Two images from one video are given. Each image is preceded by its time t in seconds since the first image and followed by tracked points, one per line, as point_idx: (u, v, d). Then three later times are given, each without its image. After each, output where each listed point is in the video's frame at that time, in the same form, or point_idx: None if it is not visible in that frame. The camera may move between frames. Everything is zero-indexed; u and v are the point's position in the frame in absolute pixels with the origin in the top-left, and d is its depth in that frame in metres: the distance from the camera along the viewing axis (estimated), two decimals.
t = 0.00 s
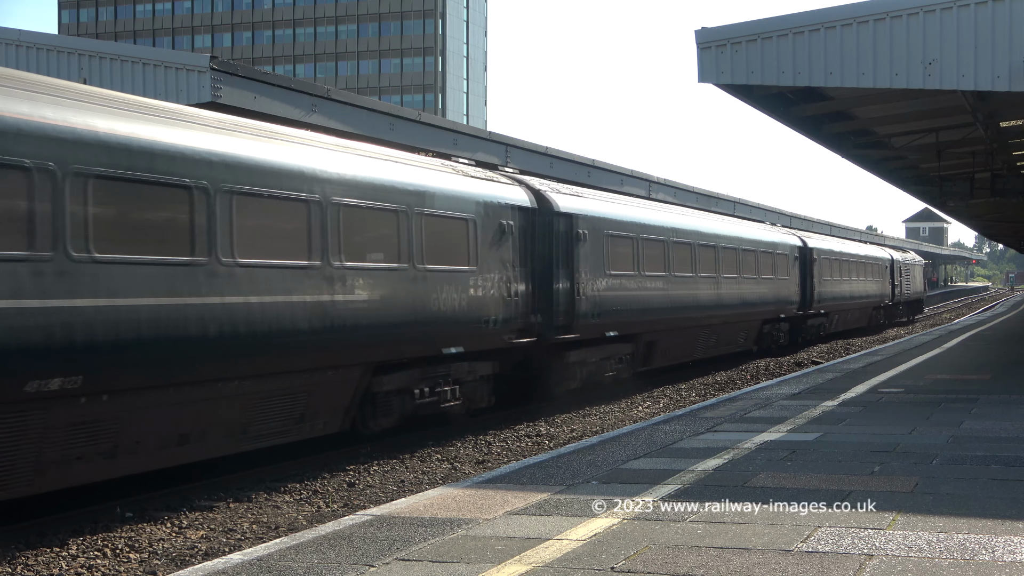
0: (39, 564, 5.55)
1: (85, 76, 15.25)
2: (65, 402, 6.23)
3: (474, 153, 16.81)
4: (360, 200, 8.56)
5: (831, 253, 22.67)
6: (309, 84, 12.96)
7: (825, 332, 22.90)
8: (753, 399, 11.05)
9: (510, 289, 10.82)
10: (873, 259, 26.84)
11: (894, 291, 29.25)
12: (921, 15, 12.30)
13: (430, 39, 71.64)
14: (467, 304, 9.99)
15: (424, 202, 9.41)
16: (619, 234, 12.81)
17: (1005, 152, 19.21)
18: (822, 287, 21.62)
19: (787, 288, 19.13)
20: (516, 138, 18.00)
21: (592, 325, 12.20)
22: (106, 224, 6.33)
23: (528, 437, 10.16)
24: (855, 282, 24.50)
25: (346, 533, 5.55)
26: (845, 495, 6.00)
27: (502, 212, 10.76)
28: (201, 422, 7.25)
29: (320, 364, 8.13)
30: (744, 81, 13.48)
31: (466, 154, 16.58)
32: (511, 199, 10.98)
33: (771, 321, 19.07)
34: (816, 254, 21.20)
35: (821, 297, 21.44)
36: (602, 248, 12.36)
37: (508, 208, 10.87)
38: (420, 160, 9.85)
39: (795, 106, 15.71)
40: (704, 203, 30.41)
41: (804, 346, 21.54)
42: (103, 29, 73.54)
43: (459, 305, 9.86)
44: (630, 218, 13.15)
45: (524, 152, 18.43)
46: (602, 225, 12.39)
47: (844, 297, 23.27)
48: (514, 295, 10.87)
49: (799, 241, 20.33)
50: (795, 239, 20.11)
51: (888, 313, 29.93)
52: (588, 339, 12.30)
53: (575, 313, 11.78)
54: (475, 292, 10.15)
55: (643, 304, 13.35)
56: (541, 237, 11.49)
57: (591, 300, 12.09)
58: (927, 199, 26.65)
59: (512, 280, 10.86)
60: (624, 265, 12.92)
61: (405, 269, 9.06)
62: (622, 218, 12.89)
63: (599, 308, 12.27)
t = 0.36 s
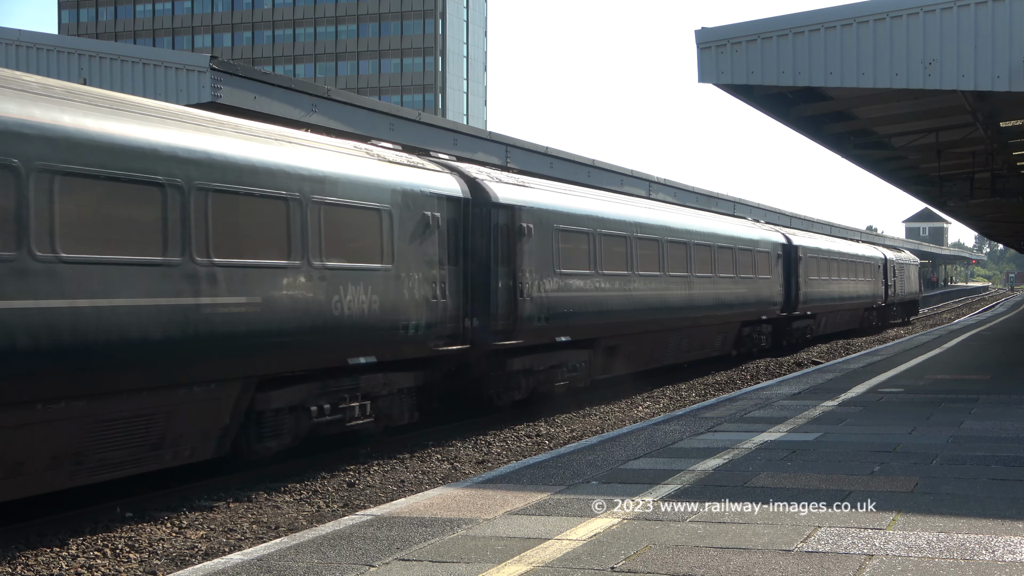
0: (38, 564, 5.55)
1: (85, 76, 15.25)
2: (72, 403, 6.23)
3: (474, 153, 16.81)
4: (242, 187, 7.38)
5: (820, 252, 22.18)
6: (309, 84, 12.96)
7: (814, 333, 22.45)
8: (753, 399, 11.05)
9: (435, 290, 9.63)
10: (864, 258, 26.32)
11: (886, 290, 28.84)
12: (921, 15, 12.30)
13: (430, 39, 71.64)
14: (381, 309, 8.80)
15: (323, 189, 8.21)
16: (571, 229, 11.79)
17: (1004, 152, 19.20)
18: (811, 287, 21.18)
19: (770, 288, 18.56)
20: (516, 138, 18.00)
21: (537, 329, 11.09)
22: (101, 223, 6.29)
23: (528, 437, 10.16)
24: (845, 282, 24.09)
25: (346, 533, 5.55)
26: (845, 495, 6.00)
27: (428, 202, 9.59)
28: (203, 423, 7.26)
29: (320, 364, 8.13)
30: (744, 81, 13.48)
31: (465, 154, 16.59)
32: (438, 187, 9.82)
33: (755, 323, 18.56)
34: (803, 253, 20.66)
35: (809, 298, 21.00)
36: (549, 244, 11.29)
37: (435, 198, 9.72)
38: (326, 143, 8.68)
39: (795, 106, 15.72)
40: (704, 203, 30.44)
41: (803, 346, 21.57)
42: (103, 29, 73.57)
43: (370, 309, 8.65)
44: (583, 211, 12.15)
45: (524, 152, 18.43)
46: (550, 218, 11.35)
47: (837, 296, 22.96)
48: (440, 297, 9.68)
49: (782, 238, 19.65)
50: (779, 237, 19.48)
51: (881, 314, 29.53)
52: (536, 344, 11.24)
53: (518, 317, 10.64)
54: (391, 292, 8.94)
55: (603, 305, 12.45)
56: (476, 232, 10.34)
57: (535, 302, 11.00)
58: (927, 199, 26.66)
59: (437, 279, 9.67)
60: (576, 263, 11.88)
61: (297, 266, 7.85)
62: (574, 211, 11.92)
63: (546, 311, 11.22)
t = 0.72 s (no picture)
0: (38, 564, 5.55)
1: (85, 76, 15.24)
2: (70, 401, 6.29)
3: (474, 153, 16.81)
4: (135, 173, 6.62)
5: (806, 251, 21.47)
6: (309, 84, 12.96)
7: (799, 336, 21.75)
8: (753, 399, 11.05)
9: (335, 290, 8.40)
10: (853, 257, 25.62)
11: (878, 291, 28.26)
12: (921, 15, 12.30)
13: (430, 39, 71.64)
14: (265, 312, 7.62)
15: (181, 170, 6.97)
16: (511, 222, 10.64)
17: (1005, 152, 19.19)
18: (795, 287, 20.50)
19: (749, 288, 17.76)
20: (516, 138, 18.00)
21: (467, 335, 9.86)
22: (105, 223, 6.38)
23: (528, 437, 10.17)
24: (833, 283, 23.49)
25: (346, 533, 5.55)
26: (845, 495, 6.00)
27: (327, 188, 8.37)
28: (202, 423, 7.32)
29: (314, 363, 8.18)
30: (744, 81, 13.48)
31: (465, 154, 16.58)
32: (343, 171, 8.61)
33: (734, 325, 17.84)
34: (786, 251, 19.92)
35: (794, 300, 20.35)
36: (483, 238, 10.11)
37: (336, 183, 8.46)
38: (197, 116, 7.48)
39: (795, 106, 15.72)
40: (704, 203, 30.44)
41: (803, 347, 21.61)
42: (103, 29, 73.55)
43: (245, 313, 7.42)
44: (526, 202, 11.01)
45: (524, 152, 18.42)
46: (484, 209, 10.17)
47: (824, 296, 22.40)
48: (342, 298, 8.47)
49: (762, 235, 18.77)
50: (760, 235, 18.65)
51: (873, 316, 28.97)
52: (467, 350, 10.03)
53: (443, 320, 9.45)
54: (275, 293, 7.72)
55: (551, 308, 11.34)
56: (391, 223, 9.10)
57: (464, 304, 9.79)
58: (927, 199, 26.65)
59: (337, 278, 8.43)
60: (516, 260, 10.71)
61: (144, 262, 6.61)
62: (516, 202, 10.80)
63: (478, 314, 10.02)
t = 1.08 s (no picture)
0: (38, 564, 5.55)
1: (85, 76, 15.24)
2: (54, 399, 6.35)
3: (474, 153, 16.81)
4: None
5: (784, 249, 20.68)
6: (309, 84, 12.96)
7: (778, 339, 20.98)
8: (753, 399, 11.06)
9: (198, 292, 7.26)
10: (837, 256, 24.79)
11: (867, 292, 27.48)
12: (921, 15, 12.30)
13: (430, 39, 71.65)
14: (104, 318, 6.47)
15: None
16: (439, 214, 9.71)
17: (1005, 153, 19.20)
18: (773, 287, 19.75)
19: (719, 288, 16.96)
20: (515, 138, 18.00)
21: (374, 342, 8.82)
22: None
23: (528, 437, 10.17)
24: (816, 283, 22.75)
25: (346, 533, 5.55)
26: (845, 495, 6.00)
27: (189, 172, 7.23)
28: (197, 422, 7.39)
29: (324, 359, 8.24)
30: (744, 81, 13.48)
31: (465, 154, 16.58)
32: (210, 152, 7.47)
33: (704, 327, 17.08)
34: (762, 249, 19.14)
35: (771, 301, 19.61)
36: (402, 232, 9.15)
37: (198, 165, 7.31)
38: (16, 80, 6.31)
39: (795, 106, 15.72)
40: (704, 203, 30.46)
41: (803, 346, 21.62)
42: (103, 29, 73.55)
43: (66, 319, 6.21)
44: (459, 191, 10.10)
45: (524, 152, 18.42)
46: (404, 200, 9.19)
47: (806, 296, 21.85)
48: (208, 301, 7.33)
49: (734, 233, 17.89)
50: (733, 233, 17.80)
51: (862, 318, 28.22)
52: (377, 359, 9.00)
53: (342, 324, 8.40)
54: (115, 294, 6.55)
55: (483, 311, 10.41)
56: (275, 212, 7.96)
57: (368, 308, 8.72)
58: (927, 199, 26.66)
59: (200, 277, 7.28)
60: (443, 257, 9.77)
61: None
62: (450, 190, 9.94)
63: (389, 319, 8.99)
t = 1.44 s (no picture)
0: (39, 564, 5.55)
1: (85, 76, 15.24)
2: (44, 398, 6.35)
3: (474, 153, 16.81)
4: None
5: (766, 246, 19.10)
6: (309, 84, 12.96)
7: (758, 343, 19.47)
8: (753, 399, 11.06)
9: None
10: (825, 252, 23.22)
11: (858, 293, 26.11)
12: (921, 15, 12.30)
13: (430, 39, 71.64)
14: None
15: None
16: (329, 201, 8.17)
17: (1005, 153, 19.20)
18: (754, 286, 18.22)
19: (692, 289, 15.35)
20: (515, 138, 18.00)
21: (245, 350, 7.37)
22: None
23: (529, 437, 10.18)
24: (802, 282, 21.29)
25: (346, 533, 5.55)
26: (845, 495, 6.00)
27: None
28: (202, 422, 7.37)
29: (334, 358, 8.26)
30: (744, 81, 13.48)
31: (465, 154, 16.58)
32: (24, 124, 6.26)
33: (674, 331, 15.54)
34: (742, 245, 17.56)
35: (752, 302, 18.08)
36: (280, 222, 7.69)
37: None
38: None
39: (795, 106, 15.72)
40: (704, 203, 30.48)
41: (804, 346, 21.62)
42: (103, 29, 73.54)
43: None
44: (361, 175, 8.59)
45: (524, 152, 18.43)
46: (281, 183, 7.71)
47: (792, 297, 20.56)
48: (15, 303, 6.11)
49: (709, 228, 16.33)
50: (707, 229, 16.23)
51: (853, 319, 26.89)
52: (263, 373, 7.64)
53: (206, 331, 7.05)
54: None
55: (404, 316, 8.99)
56: (113, 199, 6.68)
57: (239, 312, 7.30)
58: (928, 199, 26.66)
59: None
60: (338, 252, 8.28)
61: None
62: (416, 185, 9.27)
63: (269, 326, 7.57)
